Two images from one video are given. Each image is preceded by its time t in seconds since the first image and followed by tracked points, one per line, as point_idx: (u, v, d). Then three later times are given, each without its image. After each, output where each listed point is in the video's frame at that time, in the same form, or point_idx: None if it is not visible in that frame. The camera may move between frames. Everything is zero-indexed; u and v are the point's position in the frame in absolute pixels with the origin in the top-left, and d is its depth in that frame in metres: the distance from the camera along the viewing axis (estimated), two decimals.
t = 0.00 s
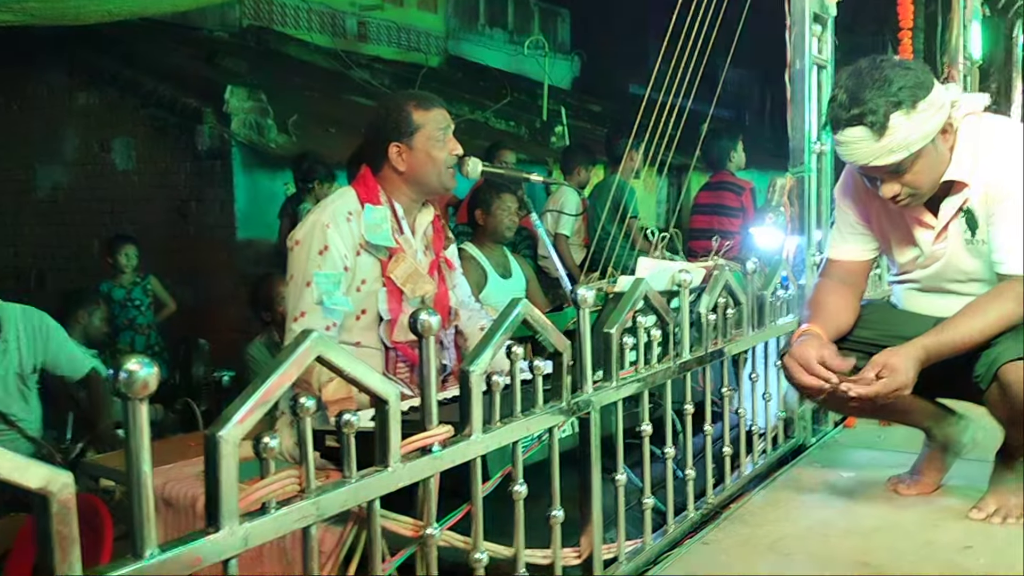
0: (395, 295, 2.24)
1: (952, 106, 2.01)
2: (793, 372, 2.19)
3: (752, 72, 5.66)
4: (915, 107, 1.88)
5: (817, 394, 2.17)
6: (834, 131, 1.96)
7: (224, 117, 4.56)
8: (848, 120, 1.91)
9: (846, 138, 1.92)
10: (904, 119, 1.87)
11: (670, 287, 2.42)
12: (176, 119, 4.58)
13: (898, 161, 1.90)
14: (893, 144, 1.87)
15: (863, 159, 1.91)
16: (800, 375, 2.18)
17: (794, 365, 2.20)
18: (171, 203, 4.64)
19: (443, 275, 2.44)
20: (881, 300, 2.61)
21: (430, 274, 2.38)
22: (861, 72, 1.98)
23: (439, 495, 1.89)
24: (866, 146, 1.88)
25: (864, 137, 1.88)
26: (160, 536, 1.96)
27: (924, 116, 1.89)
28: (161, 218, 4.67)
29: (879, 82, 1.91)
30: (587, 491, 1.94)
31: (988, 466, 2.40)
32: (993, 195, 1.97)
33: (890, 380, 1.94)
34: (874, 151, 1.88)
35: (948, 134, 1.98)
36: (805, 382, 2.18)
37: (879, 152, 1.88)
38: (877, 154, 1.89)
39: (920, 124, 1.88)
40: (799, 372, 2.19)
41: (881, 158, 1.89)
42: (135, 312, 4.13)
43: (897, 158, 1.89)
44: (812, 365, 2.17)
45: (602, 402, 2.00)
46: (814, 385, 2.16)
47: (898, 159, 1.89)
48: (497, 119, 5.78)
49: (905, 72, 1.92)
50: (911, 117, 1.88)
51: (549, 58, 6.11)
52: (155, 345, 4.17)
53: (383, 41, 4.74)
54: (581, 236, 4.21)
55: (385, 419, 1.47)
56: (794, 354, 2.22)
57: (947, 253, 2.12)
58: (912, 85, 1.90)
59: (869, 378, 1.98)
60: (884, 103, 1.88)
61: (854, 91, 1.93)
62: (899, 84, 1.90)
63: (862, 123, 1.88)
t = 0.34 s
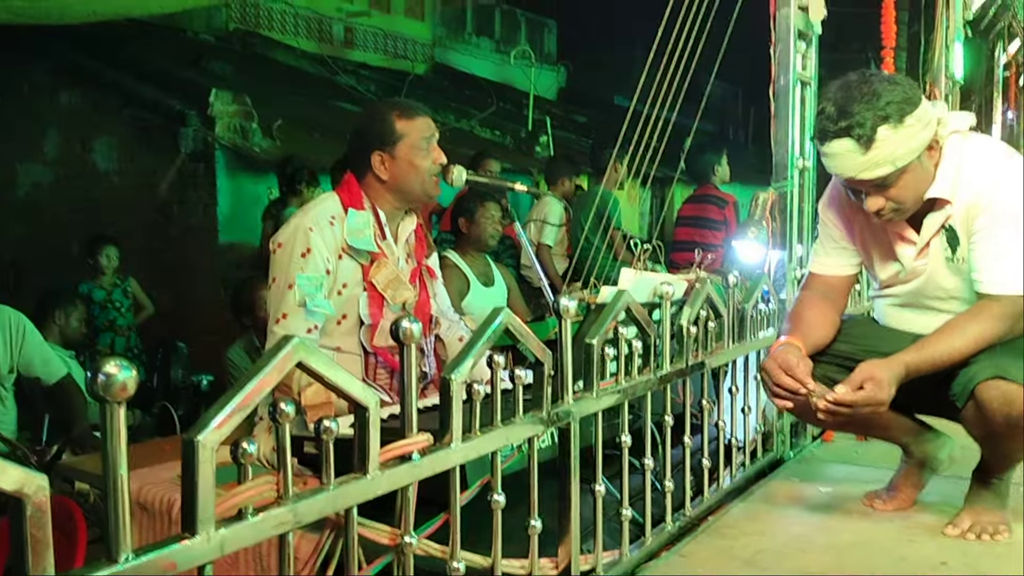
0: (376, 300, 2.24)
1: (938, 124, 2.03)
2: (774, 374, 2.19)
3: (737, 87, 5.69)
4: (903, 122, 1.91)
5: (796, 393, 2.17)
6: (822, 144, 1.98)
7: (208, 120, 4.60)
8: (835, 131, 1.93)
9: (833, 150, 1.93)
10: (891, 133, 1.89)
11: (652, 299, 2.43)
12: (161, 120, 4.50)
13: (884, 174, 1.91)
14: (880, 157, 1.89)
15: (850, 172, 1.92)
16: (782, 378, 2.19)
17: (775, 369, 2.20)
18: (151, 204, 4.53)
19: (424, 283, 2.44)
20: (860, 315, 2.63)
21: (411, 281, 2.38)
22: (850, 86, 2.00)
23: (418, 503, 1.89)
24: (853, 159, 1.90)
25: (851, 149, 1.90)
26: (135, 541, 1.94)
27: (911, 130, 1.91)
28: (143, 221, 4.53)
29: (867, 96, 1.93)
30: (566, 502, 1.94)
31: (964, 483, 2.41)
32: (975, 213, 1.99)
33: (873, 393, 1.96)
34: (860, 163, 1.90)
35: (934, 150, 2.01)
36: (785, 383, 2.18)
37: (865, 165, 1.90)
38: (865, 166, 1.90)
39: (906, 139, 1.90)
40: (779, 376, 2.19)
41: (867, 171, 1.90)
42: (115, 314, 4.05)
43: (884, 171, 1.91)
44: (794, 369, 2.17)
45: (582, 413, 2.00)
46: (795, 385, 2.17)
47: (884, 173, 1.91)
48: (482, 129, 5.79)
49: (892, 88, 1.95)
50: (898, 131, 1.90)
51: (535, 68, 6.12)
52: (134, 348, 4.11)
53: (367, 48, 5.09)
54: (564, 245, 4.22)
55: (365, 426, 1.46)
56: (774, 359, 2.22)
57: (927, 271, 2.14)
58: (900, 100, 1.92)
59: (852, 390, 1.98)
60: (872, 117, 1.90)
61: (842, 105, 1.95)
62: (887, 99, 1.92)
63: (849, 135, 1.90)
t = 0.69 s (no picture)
0: (376, 312, 2.24)
1: (938, 143, 2.03)
2: (776, 388, 2.17)
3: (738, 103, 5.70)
4: (902, 141, 1.91)
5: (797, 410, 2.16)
6: (823, 162, 1.98)
7: (210, 131, 4.53)
8: (835, 150, 1.94)
9: (833, 169, 1.94)
10: (890, 153, 1.89)
11: (653, 314, 2.43)
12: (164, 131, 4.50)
13: (884, 194, 1.92)
14: (879, 177, 1.89)
15: (850, 191, 1.93)
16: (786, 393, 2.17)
17: (778, 383, 2.18)
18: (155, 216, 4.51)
19: (426, 296, 2.44)
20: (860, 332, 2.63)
21: (413, 294, 2.38)
22: (851, 104, 2.01)
23: (416, 516, 1.88)
24: (853, 178, 1.91)
25: (850, 169, 1.91)
26: (132, 552, 1.93)
27: (911, 150, 1.91)
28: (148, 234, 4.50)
29: (867, 115, 1.93)
30: (565, 517, 1.94)
31: (963, 501, 2.41)
32: (975, 232, 1.99)
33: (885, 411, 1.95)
34: (860, 182, 1.90)
35: (933, 169, 2.01)
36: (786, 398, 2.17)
37: (864, 184, 1.90)
38: (864, 185, 1.91)
39: (905, 158, 1.90)
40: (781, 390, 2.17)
41: (866, 190, 1.91)
42: (115, 323, 4.10)
43: (883, 190, 1.91)
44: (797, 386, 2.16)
45: (582, 427, 2.00)
46: (797, 402, 2.16)
47: (883, 192, 1.91)
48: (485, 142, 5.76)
49: (892, 107, 1.95)
50: (898, 151, 1.90)
51: (536, 82, 6.14)
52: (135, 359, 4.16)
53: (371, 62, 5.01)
54: (565, 259, 4.22)
55: (364, 439, 1.46)
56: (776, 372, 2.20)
57: (927, 287, 2.14)
58: (900, 119, 1.92)
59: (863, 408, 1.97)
60: (872, 136, 1.90)
61: (843, 124, 1.95)
62: (886, 118, 1.92)
63: (849, 155, 1.91)
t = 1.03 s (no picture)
0: (384, 337, 2.24)
1: (942, 173, 2.03)
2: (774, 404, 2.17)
3: (743, 133, 5.73)
4: (904, 172, 1.91)
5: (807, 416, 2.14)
6: (826, 192, 1.99)
7: (218, 159, 4.64)
8: (838, 181, 1.94)
9: (835, 200, 1.94)
10: (892, 183, 1.90)
11: (658, 342, 2.43)
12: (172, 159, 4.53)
13: (886, 225, 1.92)
14: (881, 207, 1.90)
15: (853, 221, 1.93)
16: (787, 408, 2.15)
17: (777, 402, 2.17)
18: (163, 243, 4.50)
19: (432, 323, 2.45)
20: (866, 360, 2.63)
21: (420, 321, 2.38)
22: (854, 135, 2.02)
23: (420, 544, 1.87)
24: (855, 209, 1.91)
25: (853, 200, 1.91)
26: None
27: (913, 180, 1.92)
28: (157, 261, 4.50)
29: (870, 146, 1.94)
30: (570, 546, 1.93)
31: (971, 532, 2.39)
32: (979, 262, 1.99)
33: (872, 432, 1.94)
34: (862, 213, 1.91)
35: (936, 200, 2.01)
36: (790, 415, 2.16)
37: (867, 215, 1.91)
38: (865, 216, 1.91)
39: (908, 189, 1.90)
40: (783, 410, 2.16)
41: (868, 221, 1.91)
42: (120, 349, 4.09)
43: (885, 221, 1.91)
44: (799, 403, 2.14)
45: (588, 455, 2.00)
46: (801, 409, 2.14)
47: (886, 223, 1.91)
48: (491, 170, 5.80)
49: (895, 138, 1.96)
50: (900, 181, 1.90)
51: (542, 110, 6.18)
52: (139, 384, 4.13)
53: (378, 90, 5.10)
54: (570, 287, 4.23)
55: (369, 466, 1.46)
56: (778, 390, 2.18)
57: (933, 316, 2.14)
58: (902, 150, 1.93)
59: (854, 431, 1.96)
60: (874, 167, 1.91)
61: (846, 154, 1.96)
62: (889, 149, 1.93)
63: (851, 185, 1.91)
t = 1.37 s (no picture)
0: (393, 331, 2.26)
1: (949, 168, 2.02)
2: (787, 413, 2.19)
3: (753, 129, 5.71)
4: (909, 167, 1.90)
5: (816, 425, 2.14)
6: (830, 187, 1.99)
7: (229, 156, 4.57)
8: (842, 175, 1.94)
9: (839, 194, 1.94)
10: (896, 178, 1.89)
11: (668, 337, 2.43)
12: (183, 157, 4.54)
13: (890, 219, 1.91)
14: (885, 202, 1.89)
15: (857, 216, 1.92)
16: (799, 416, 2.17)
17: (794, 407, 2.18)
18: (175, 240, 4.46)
19: (442, 316, 2.45)
20: (876, 356, 2.62)
21: (430, 315, 2.39)
22: (859, 130, 2.01)
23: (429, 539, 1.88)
24: (858, 204, 1.90)
25: (856, 194, 1.90)
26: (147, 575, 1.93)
27: (918, 175, 1.91)
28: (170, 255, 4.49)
29: (875, 141, 1.94)
30: (580, 541, 1.93)
31: (982, 528, 2.38)
32: (988, 257, 1.98)
33: (871, 427, 1.95)
34: (866, 208, 1.90)
35: (944, 195, 2.01)
36: (802, 416, 2.17)
37: (871, 210, 1.90)
38: (868, 211, 1.90)
39: (912, 184, 1.89)
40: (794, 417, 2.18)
41: (872, 216, 1.90)
42: (131, 347, 4.11)
43: (889, 216, 1.91)
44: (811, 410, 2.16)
45: (597, 450, 2.00)
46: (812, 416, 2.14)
47: (890, 218, 1.91)
48: (500, 167, 5.80)
49: (900, 133, 1.95)
50: (904, 176, 1.89)
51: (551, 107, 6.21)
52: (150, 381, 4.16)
53: (388, 87, 5.21)
54: (580, 283, 4.22)
55: (379, 461, 1.46)
56: (793, 396, 2.20)
57: (942, 312, 2.14)
58: (907, 145, 1.92)
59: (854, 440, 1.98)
60: (878, 162, 1.90)
61: (850, 150, 1.96)
62: (894, 144, 1.92)
63: (855, 179, 1.91)
